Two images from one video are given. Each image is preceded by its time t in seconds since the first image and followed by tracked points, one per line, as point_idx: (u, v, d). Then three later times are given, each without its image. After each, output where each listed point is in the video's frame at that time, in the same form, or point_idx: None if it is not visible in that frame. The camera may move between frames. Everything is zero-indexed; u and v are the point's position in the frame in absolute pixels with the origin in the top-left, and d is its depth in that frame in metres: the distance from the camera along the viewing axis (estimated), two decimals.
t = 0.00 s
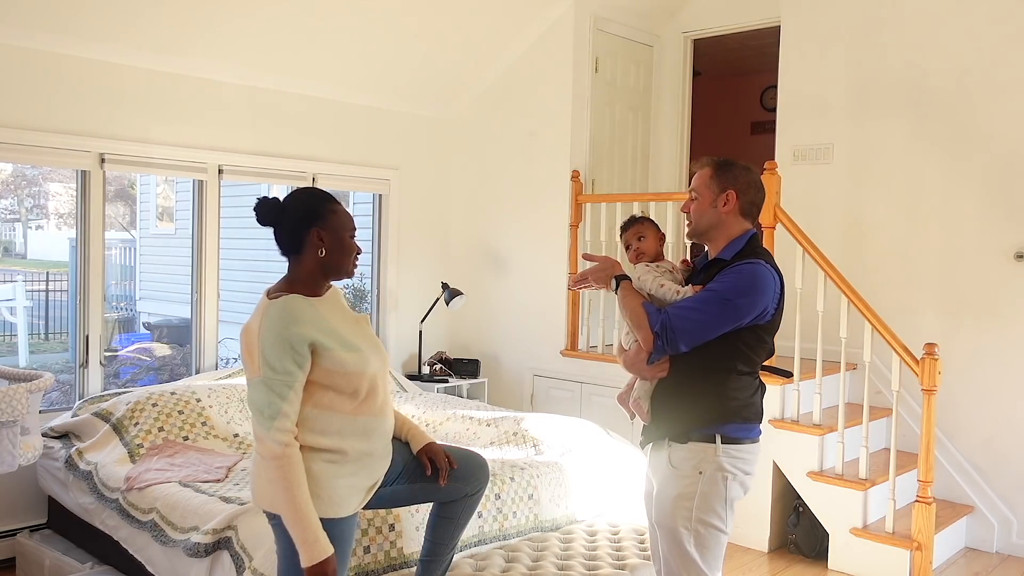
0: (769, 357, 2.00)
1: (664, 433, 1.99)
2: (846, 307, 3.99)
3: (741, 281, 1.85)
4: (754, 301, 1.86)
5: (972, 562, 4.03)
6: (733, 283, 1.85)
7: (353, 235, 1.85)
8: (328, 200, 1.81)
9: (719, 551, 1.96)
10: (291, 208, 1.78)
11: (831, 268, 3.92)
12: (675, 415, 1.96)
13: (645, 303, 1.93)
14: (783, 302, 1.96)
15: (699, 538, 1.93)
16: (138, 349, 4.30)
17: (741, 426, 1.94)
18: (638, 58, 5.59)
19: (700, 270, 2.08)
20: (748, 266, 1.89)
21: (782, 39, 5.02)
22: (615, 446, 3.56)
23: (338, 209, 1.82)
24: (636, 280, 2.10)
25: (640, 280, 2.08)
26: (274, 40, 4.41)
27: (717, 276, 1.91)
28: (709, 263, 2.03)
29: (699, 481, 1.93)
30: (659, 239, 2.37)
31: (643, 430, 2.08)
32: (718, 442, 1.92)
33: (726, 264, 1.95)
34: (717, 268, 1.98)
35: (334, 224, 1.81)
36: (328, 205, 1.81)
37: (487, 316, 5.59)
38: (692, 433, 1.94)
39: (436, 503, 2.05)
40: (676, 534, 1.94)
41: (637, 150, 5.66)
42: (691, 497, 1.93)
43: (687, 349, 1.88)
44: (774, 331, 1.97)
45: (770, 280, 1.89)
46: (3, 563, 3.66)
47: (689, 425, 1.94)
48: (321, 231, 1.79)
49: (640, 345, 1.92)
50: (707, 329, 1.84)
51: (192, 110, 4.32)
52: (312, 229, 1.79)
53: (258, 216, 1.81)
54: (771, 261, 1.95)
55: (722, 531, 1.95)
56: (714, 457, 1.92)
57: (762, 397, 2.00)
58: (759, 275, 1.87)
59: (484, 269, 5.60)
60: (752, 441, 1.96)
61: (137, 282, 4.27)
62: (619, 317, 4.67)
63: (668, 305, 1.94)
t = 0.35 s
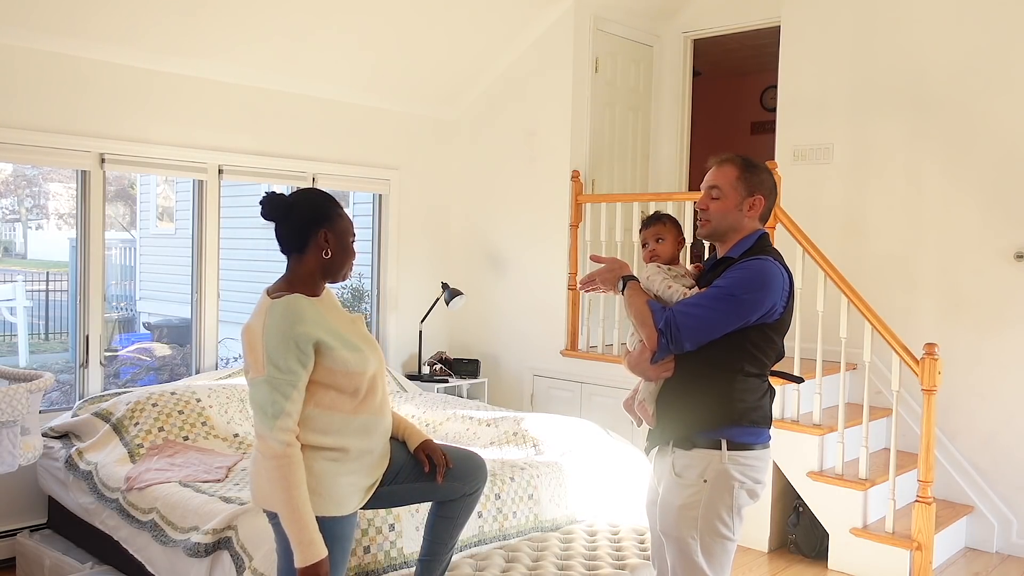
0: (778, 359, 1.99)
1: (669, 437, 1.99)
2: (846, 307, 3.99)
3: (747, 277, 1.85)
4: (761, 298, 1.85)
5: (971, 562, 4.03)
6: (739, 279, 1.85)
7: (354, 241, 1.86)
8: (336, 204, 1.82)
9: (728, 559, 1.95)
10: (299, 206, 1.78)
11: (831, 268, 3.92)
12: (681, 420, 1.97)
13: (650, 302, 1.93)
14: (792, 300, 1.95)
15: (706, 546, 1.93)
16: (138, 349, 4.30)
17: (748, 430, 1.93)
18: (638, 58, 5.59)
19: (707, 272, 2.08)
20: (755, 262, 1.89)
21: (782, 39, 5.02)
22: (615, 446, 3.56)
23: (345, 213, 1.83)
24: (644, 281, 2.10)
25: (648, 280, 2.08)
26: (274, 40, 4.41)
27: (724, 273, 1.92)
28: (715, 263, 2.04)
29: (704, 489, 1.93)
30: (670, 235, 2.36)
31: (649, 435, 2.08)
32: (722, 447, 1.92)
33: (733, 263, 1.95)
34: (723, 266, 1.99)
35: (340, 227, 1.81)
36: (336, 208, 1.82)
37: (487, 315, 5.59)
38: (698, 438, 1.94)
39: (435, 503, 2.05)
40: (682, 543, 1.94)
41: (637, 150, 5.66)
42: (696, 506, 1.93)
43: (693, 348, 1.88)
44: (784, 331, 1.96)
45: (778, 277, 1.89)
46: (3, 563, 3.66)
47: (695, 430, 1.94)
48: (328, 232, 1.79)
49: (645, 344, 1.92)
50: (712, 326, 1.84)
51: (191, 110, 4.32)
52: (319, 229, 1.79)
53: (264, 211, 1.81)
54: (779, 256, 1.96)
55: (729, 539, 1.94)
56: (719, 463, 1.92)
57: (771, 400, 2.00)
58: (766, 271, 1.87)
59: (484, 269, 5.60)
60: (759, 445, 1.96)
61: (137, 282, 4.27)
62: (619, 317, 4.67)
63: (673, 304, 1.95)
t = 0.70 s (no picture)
0: (775, 359, 1.99)
1: (667, 436, 1.99)
2: (846, 307, 3.99)
3: (747, 279, 1.85)
4: (760, 301, 1.85)
5: (971, 562, 4.03)
6: (738, 282, 1.85)
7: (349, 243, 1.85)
8: (333, 204, 1.82)
9: (725, 556, 1.96)
10: (296, 206, 1.78)
11: (831, 267, 3.93)
12: (679, 418, 1.97)
13: (649, 305, 1.95)
14: (791, 302, 1.96)
15: (704, 544, 1.93)
16: (138, 349, 4.30)
17: (746, 428, 1.93)
18: (638, 58, 5.59)
19: (704, 272, 2.08)
20: (756, 265, 1.89)
21: (782, 39, 5.02)
22: (614, 446, 3.57)
23: (341, 213, 1.83)
24: (638, 280, 2.07)
25: (644, 280, 2.05)
26: (274, 40, 4.41)
27: (724, 275, 1.92)
28: (714, 264, 2.04)
29: (703, 486, 1.93)
30: (661, 235, 2.37)
31: (647, 433, 2.08)
32: (721, 445, 1.92)
33: (734, 264, 1.95)
34: (724, 267, 1.99)
35: (336, 228, 1.81)
36: (333, 209, 1.82)
37: (487, 316, 5.60)
38: (696, 436, 1.94)
39: (434, 503, 2.05)
40: (681, 540, 1.94)
41: (637, 150, 5.66)
42: (695, 502, 1.93)
43: (693, 349, 1.88)
44: (782, 331, 1.96)
45: (777, 280, 1.89)
46: (3, 563, 3.66)
47: (694, 429, 1.94)
48: (324, 232, 1.79)
49: (645, 345, 1.93)
50: (711, 328, 1.84)
51: (191, 110, 4.32)
52: (314, 229, 1.79)
53: (260, 210, 1.81)
54: (777, 257, 1.95)
55: (727, 536, 1.95)
56: (718, 461, 1.92)
57: (768, 399, 2.00)
58: (766, 274, 1.87)
59: (484, 269, 5.60)
60: (757, 444, 1.96)
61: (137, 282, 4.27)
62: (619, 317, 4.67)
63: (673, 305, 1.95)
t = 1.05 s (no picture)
0: (764, 354, 2.00)
1: (661, 430, 1.99)
2: (846, 307, 3.99)
3: (739, 279, 1.86)
4: (753, 301, 1.86)
5: (971, 562, 4.03)
6: (731, 282, 1.86)
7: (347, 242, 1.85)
8: (329, 204, 1.82)
9: (721, 545, 1.96)
10: (293, 207, 1.79)
11: (830, 267, 3.93)
12: (674, 413, 1.96)
13: (645, 304, 1.94)
14: (779, 300, 1.97)
15: (701, 533, 1.94)
16: (138, 349, 4.30)
17: (738, 422, 1.94)
18: (638, 58, 5.59)
19: (696, 272, 2.09)
20: (746, 265, 1.89)
21: (782, 40, 5.03)
22: (614, 446, 3.57)
23: (338, 213, 1.83)
24: (634, 279, 2.07)
25: (640, 280, 2.05)
26: (274, 40, 4.41)
27: (716, 276, 1.92)
28: (705, 264, 2.05)
29: (698, 476, 1.93)
30: (661, 236, 2.37)
31: (642, 427, 2.07)
32: (716, 438, 1.92)
33: (724, 264, 1.96)
34: (714, 267, 1.99)
35: (333, 228, 1.81)
36: (329, 209, 1.81)
37: (487, 316, 5.60)
38: (691, 430, 1.94)
39: (433, 504, 2.05)
40: (677, 529, 1.94)
41: (637, 150, 5.66)
42: (691, 491, 1.94)
43: (688, 347, 1.88)
44: (770, 329, 1.97)
45: (767, 279, 1.90)
46: (3, 563, 3.66)
47: (688, 422, 1.94)
48: (320, 231, 1.79)
49: (641, 344, 1.93)
50: (707, 326, 1.84)
51: (191, 110, 4.32)
52: (310, 230, 1.79)
53: (258, 211, 1.81)
54: (767, 258, 1.96)
55: (722, 525, 1.95)
56: (713, 453, 1.93)
57: (758, 393, 2.01)
58: (756, 273, 1.88)
59: (484, 269, 5.60)
60: (748, 436, 1.97)
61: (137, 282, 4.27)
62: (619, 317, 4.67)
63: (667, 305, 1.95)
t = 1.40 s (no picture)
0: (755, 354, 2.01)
1: (656, 426, 1.98)
2: (846, 307, 3.99)
3: (736, 283, 1.87)
4: (748, 304, 1.88)
5: (971, 562, 4.03)
6: (728, 285, 1.87)
7: (335, 241, 1.80)
8: (306, 206, 1.79)
9: (717, 537, 1.97)
10: (276, 212, 1.82)
11: (830, 267, 3.93)
12: (669, 410, 1.96)
13: (644, 303, 1.93)
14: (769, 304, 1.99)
15: (699, 525, 1.94)
16: (138, 349, 4.30)
17: (731, 419, 1.95)
18: (638, 58, 5.59)
19: (692, 273, 2.09)
20: (742, 269, 1.90)
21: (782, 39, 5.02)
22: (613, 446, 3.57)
23: (315, 214, 1.79)
24: (632, 279, 2.06)
25: (638, 279, 2.04)
26: (274, 40, 4.41)
27: (711, 279, 1.93)
28: (701, 266, 2.05)
29: (696, 470, 1.93)
30: (657, 236, 2.37)
31: (634, 424, 2.07)
32: (711, 434, 1.93)
33: (720, 267, 1.96)
34: (710, 271, 2.00)
35: (307, 230, 1.79)
36: (305, 211, 1.79)
37: (487, 316, 5.60)
38: (686, 426, 1.94)
39: (435, 505, 2.06)
40: (676, 523, 1.94)
41: (637, 150, 5.66)
42: (689, 485, 1.94)
43: (685, 347, 1.88)
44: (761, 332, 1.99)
45: (761, 283, 1.92)
46: (3, 563, 3.66)
47: (682, 419, 1.94)
48: (298, 238, 1.79)
49: (639, 343, 1.92)
50: (705, 328, 1.84)
51: (191, 110, 4.32)
52: (289, 235, 1.80)
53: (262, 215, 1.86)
54: (761, 263, 1.97)
55: (718, 516, 1.96)
56: (709, 447, 1.93)
57: (749, 391, 2.01)
58: (751, 277, 1.89)
59: (484, 269, 5.60)
60: (740, 432, 1.98)
61: (137, 282, 4.27)
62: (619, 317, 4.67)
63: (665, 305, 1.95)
